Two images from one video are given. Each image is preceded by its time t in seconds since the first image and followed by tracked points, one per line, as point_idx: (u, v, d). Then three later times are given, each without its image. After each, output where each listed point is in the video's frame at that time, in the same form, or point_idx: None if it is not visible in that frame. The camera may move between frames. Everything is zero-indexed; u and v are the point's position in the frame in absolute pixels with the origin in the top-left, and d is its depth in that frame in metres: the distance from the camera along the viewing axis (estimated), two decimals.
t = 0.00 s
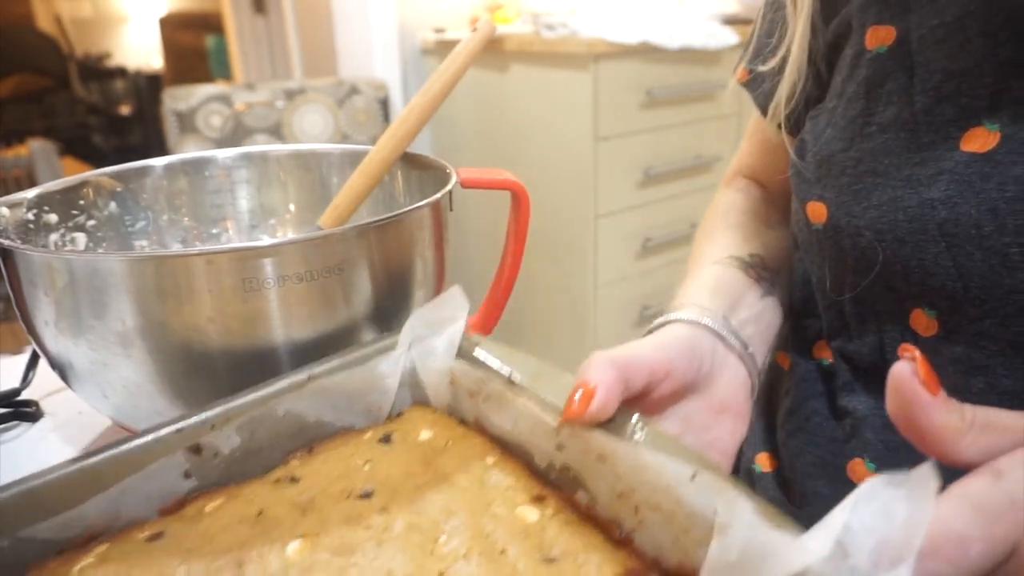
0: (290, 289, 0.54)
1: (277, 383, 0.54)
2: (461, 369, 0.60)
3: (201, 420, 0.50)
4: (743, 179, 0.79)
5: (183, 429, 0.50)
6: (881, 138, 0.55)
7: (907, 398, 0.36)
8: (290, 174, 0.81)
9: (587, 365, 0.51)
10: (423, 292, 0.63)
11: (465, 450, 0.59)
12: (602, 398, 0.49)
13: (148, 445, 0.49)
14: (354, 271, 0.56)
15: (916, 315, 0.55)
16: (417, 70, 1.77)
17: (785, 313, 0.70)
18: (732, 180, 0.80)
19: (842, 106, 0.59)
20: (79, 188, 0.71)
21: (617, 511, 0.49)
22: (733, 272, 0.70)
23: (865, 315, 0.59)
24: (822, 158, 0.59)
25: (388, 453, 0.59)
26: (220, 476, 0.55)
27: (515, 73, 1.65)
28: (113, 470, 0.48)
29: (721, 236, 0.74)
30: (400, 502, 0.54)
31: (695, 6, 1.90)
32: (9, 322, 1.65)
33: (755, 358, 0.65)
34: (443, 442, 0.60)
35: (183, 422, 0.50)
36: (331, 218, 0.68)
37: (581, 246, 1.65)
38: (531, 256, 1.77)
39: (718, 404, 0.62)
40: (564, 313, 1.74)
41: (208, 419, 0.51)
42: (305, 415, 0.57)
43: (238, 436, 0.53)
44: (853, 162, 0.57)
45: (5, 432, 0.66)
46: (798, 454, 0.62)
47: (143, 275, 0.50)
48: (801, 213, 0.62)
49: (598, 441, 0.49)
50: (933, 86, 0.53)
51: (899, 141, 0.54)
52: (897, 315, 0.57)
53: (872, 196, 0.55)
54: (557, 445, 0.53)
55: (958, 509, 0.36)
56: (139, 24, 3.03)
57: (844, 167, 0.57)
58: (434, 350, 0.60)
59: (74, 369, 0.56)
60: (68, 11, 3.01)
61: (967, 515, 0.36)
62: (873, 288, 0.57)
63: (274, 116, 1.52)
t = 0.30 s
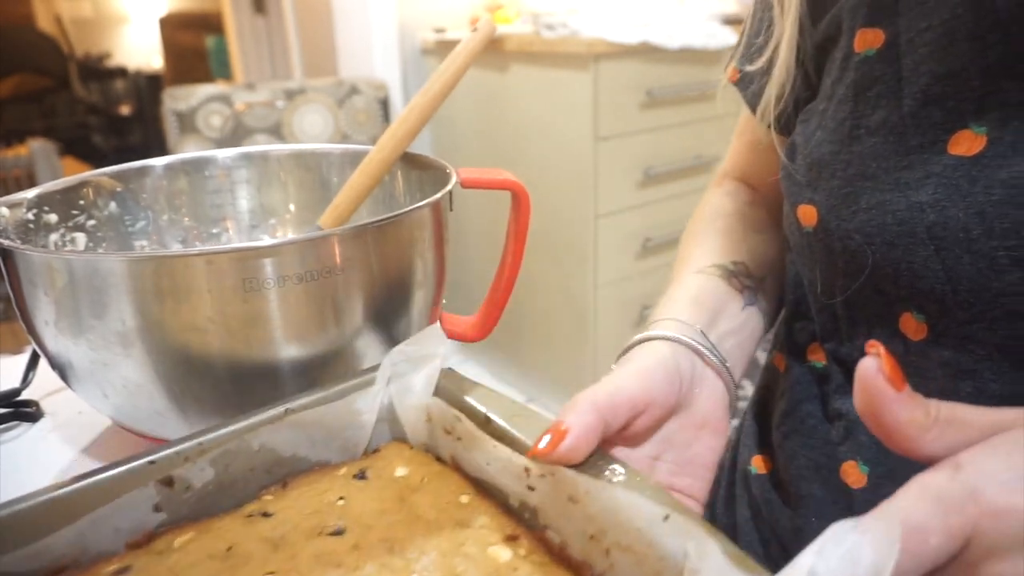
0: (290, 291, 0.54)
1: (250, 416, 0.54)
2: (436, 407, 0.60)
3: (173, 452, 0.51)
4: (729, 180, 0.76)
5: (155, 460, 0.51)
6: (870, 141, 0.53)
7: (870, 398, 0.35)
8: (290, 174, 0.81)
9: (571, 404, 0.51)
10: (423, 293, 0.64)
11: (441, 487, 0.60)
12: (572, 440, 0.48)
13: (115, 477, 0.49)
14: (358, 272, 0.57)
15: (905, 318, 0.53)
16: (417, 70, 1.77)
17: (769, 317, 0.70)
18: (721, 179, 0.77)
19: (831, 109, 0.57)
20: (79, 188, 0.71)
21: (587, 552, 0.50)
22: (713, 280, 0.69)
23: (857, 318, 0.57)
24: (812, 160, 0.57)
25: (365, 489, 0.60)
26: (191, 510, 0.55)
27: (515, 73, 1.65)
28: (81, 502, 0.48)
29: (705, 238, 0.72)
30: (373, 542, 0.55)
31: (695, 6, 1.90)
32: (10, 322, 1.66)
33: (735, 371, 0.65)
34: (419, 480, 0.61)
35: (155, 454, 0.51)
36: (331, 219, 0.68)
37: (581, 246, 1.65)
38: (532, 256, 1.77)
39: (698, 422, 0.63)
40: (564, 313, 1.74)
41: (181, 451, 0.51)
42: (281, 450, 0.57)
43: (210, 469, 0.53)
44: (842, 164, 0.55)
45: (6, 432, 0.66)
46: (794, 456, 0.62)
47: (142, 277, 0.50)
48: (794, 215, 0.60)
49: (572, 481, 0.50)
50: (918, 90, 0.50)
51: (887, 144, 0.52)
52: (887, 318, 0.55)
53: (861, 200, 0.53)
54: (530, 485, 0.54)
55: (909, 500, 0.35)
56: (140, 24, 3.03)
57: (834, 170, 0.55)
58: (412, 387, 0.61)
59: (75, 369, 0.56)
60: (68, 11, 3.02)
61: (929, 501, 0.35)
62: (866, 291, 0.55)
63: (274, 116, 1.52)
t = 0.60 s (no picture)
0: (291, 288, 0.54)
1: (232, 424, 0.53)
2: (426, 412, 0.59)
3: (155, 459, 0.50)
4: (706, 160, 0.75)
5: (136, 467, 0.50)
6: (861, 141, 0.53)
7: (846, 403, 0.34)
8: (290, 174, 0.81)
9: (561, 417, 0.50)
10: (423, 292, 0.64)
11: (429, 496, 0.59)
12: (565, 453, 0.47)
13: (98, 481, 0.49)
14: (358, 274, 0.57)
15: (895, 321, 0.53)
16: (417, 70, 1.77)
17: (732, 306, 0.70)
18: (699, 160, 0.76)
19: (825, 108, 0.56)
20: (80, 187, 0.71)
21: (575, 564, 0.50)
22: (676, 263, 0.68)
23: (847, 320, 0.57)
24: (805, 160, 0.57)
25: (351, 497, 0.59)
26: (174, 518, 0.55)
27: (515, 73, 1.65)
28: (67, 506, 0.48)
29: (674, 217, 0.72)
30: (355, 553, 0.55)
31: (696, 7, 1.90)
32: (9, 322, 1.66)
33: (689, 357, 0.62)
34: (407, 488, 0.60)
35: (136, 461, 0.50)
36: (331, 218, 0.68)
37: (581, 246, 1.66)
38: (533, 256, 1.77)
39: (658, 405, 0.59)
40: (562, 314, 1.74)
41: (163, 457, 0.51)
42: (267, 456, 0.57)
43: (193, 476, 0.53)
44: (833, 164, 0.54)
45: (6, 432, 0.66)
46: (787, 459, 0.62)
47: (143, 277, 0.51)
48: (786, 215, 0.60)
49: (557, 493, 0.49)
50: (910, 90, 0.50)
51: (878, 144, 0.52)
52: (878, 321, 0.55)
53: (853, 201, 0.53)
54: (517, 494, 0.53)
55: (887, 503, 0.33)
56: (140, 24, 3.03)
57: (826, 170, 0.55)
58: (400, 393, 0.59)
59: (75, 369, 0.57)
60: (67, 11, 3.02)
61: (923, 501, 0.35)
62: (858, 294, 0.55)
63: (274, 116, 1.52)
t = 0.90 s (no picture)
0: (290, 289, 0.54)
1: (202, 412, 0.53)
2: (398, 396, 0.59)
3: (123, 450, 0.50)
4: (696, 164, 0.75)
5: (105, 459, 0.49)
6: (848, 146, 0.53)
7: (826, 408, 0.34)
8: (290, 174, 0.81)
9: (530, 398, 0.49)
10: (423, 292, 0.64)
11: (405, 475, 0.60)
12: (541, 435, 0.47)
13: (71, 475, 0.48)
14: (358, 273, 0.57)
15: (886, 326, 0.53)
16: (417, 70, 1.77)
17: (729, 304, 0.70)
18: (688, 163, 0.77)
19: (813, 113, 0.56)
20: (80, 188, 0.71)
21: (553, 542, 0.50)
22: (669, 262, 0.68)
23: (838, 325, 0.57)
24: (793, 165, 0.57)
25: (325, 480, 0.60)
26: (144, 510, 0.55)
27: (515, 73, 1.65)
28: (15, 511, 0.46)
29: (668, 218, 0.72)
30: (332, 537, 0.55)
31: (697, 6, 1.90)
32: (10, 322, 1.66)
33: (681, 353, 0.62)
34: (383, 469, 0.60)
35: (104, 454, 0.49)
36: (331, 219, 0.69)
37: (581, 245, 1.66)
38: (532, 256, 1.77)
39: (647, 397, 0.58)
40: (562, 314, 1.74)
41: (131, 449, 0.50)
42: (236, 445, 0.57)
43: (163, 467, 0.53)
44: (821, 170, 0.54)
45: (6, 432, 0.66)
46: (782, 463, 0.62)
47: (143, 277, 0.51)
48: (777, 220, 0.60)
49: (530, 472, 0.48)
50: (896, 94, 0.50)
51: (865, 149, 0.52)
52: (869, 327, 0.55)
53: (841, 206, 0.53)
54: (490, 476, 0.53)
55: (864, 507, 0.31)
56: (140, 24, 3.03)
57: (814, 176, 0.55)
58: (372, 376, 0.59)
59: (75, 369, 0.56)
60: (67, 11, 3.02)
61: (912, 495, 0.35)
62: (848, 298, 0.55)
63: (274, 116, 1.52)
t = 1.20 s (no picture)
0: (288, 288, 0.54)
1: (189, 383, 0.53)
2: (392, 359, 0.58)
3: (104, 426, 0.50)
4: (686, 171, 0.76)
5: (84, 436, 0.49)
6: (822, 156, 0.53)
7: (779, 415, 0.35)
8: (290, 174, 0.81)
9: (534, 347, 0.49)
10: (423, 291, 0.64)
11: (401, 443, 0.59)
12: (559, 378, 0.46)
13: (50, 452, 0.48)
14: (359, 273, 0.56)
15: (865, 334, 0.53)
16: (417, 70, 1.77)
17: (732, 292, 0.69)
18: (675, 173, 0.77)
19: (787, 122, 0.56)
20: (80, 188, 0.71)
21: (554, 507, 0.48)
22: (670, 247, 0.68)
23: (817, 332, 0.57)
24: (768, 174, 0.57)
25: (318, 449, 0.59)
26: (130, 484, 0.54)
27: (515, 73, 1.65)
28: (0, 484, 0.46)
29: (664, 215, 0.72)
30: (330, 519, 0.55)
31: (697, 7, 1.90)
32: (10, 322, 1.66)
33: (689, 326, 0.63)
34: (378, 436, 0.60)
35: (83, 429, 0.49)
36: (331, 219, 0.68)
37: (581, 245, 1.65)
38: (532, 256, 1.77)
39: (654, 363, 0.59)
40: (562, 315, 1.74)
41: (112, 424, 0.50)
42: (225, 413, 0.57)
43: (149, 440, 0.53)
44: (795, 180, 0.54)
45: (6, 431, 0.66)
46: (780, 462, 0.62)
47: (144, 278, 0.50)
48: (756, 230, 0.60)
49: (534, 433, 0.47)
50: (868, 102, 0.50)
51: (838, 158, 0.52)
52: (846, 333, 0.54)
53: (816, 214, 0.53)
54: (494, 435, 0.51)
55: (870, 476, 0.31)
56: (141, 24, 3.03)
57: (789, 185, 0.55)
58: (364, 338, 0.59)
59: (74, 368, 0.56)
60: (67, 11, 3.03)
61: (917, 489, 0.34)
62: (826, 307, 0.55)
63: (273, 115, 1.52)
